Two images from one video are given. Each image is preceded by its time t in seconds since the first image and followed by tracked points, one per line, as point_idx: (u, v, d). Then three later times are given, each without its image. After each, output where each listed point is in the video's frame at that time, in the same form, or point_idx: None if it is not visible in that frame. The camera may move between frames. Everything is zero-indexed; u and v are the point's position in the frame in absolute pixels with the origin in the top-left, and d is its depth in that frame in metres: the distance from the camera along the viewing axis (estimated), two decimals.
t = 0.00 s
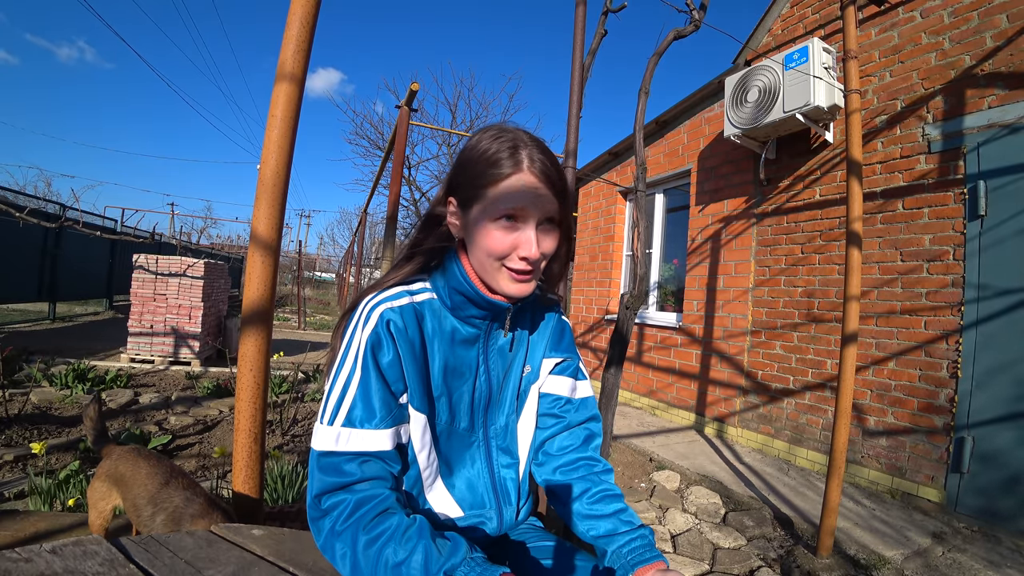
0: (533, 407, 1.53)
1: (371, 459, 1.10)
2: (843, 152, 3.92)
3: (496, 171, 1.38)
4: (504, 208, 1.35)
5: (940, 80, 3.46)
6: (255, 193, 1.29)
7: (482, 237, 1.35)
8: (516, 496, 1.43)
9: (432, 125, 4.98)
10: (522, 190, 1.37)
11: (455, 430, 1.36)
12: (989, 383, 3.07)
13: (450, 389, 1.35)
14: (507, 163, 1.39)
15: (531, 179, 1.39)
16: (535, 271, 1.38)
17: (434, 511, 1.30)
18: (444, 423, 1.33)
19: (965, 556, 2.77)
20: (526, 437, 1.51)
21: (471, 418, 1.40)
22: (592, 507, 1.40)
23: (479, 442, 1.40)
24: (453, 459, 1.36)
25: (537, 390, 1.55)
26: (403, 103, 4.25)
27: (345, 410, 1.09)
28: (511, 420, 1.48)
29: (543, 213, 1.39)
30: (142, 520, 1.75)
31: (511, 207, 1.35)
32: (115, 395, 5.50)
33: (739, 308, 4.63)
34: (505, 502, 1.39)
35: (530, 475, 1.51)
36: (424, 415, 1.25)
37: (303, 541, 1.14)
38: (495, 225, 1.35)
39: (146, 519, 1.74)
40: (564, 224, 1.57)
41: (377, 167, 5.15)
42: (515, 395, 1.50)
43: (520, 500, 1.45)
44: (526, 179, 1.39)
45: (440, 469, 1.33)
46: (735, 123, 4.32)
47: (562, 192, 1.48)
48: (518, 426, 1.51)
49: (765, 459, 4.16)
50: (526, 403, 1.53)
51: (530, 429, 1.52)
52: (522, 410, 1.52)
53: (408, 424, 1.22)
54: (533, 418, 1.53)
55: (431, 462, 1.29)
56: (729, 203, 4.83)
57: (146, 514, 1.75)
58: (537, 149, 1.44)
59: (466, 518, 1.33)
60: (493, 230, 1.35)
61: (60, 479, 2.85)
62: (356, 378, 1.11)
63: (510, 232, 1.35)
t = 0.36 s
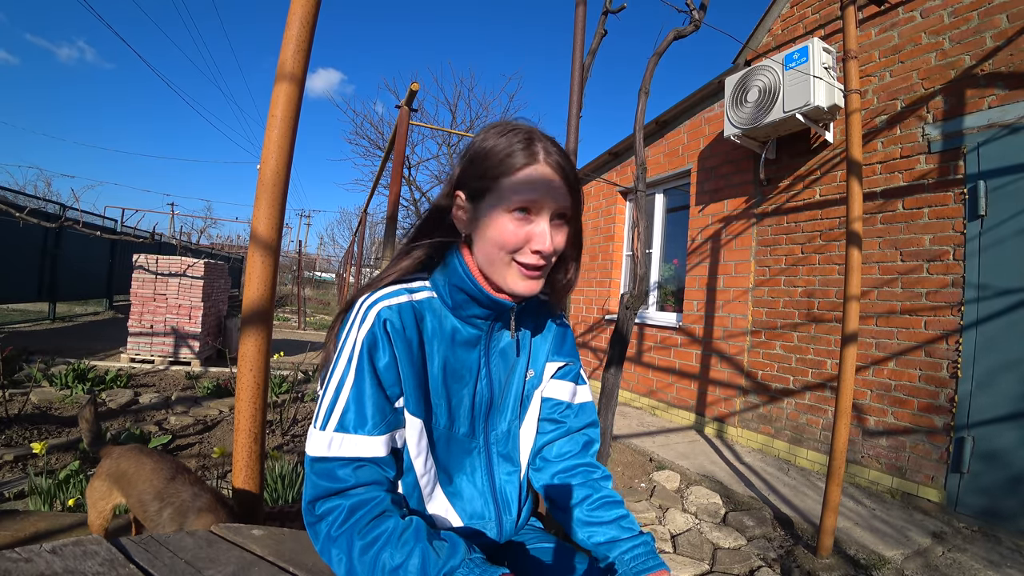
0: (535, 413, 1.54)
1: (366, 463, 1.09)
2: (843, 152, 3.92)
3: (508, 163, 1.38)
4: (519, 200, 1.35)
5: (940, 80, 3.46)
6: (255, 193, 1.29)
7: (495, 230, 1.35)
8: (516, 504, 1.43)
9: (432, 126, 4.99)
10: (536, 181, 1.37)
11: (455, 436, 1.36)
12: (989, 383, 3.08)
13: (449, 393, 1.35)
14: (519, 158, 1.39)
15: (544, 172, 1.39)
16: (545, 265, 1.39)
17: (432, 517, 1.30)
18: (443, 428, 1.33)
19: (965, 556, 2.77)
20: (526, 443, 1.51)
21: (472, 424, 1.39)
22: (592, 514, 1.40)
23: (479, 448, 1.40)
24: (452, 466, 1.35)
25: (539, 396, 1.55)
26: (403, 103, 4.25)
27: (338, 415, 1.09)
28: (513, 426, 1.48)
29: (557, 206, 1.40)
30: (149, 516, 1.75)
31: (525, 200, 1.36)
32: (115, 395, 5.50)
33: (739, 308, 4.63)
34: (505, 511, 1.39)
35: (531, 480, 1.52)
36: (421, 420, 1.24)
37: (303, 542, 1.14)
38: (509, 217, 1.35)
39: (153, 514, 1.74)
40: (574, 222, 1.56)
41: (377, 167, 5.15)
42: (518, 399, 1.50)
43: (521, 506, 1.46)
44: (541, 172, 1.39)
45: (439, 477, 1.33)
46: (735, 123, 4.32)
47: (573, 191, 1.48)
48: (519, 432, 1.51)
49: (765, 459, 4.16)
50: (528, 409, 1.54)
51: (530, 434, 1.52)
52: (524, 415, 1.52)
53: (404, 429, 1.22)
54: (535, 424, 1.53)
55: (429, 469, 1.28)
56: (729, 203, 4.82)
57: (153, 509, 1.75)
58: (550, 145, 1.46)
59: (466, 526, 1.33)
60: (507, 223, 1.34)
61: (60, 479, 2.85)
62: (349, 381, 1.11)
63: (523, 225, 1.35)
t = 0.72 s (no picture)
0: (526, 396, 1.52)
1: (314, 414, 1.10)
2: (843, 152, 3.92)
3: (485, 142, 1.40)
4: (498, 173, 1.38)
5: (940, 80, 3.46)
6: (255, 194, 1.29)
7: (474, 200, 1.38)
8: (506, 487, 1.42)
9: (431, 125, 4.99)
10: (514, 156, 1.39)
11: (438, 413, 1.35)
12: (989, 383, 3.08)
13: (430, 368, 1.35)
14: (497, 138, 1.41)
15: (521, 148, 1.42)
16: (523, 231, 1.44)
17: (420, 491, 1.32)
18: (423, 402, 1.33)
19: (965, 556, 2.77)
20: (516, 426, 1.49)
21: (456, 402, 1.37)
22: (638, 498, 1.40)
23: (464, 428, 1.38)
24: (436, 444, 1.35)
25: (530, 379, 1.53)
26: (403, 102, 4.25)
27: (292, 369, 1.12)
28: (501, 407, 1.46)
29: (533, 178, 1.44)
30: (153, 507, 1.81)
31: (503, 173, 1.38)
32: (116, 395, 5.50)
33: (739, 307, 4.63)
34: (495, 492, 1.39)
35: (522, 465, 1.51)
36: (394, 385, 1.28)
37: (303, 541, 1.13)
38: (488, 189, 1.38)
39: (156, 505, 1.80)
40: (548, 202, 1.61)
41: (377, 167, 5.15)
42: (506, 380, 1.49)
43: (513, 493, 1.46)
44: (518, 147, 1.41)
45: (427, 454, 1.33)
46: (735, 123, 4.32)
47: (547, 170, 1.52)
48: (510, 413, 1.48)
49: (765, 459, 4.16)
50: (519, 391, 1.51)
51: (521, 417, 1.50)
52: (514, 398, 1.50)
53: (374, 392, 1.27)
54: (526, 407, 1.51)
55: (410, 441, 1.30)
56: (729, 203, 4.82)
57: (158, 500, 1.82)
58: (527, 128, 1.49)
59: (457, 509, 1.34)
60: (485, 192, 1.37)
61: (60, 479, 2.85)
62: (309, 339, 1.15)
63: (500, 195, 1.38)
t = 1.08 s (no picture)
0: (535, 410, 1.54)
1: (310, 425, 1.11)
2: (843, 152, 3.92)
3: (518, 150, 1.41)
4: (533, 184, 1.38)
5: (940, 80, 3.46)
6: (255, 193, 1.29)
7: (508, 210, 1.37)
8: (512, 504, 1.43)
9: (431, 125, 4.99)
10: (548, 165, 1.41)
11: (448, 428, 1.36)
12: (989, 383, 3.07)
13: (442, 383, 1.37)
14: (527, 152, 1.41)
15: (556, 156, 1.44)
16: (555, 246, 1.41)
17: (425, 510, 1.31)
18: (433, 417, 1.34)
19: (965, 556, 2.77)
20: (524, 440, 1.51)
21: (466, 417, 1.39)
22: (600, 470, 1.55)
23: (474, 444, 1.40)
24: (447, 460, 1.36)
25: (539, 395, 1.56)
26: (403, 102, 4.25)
27: (295, 374, 1.13)
28: (511, 423, 1.47)
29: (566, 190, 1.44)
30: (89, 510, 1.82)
31: (538, 181, 1.39)
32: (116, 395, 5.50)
33: (739, 307, 4.63)
34: (502, 510, 1.39)
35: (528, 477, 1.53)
36: (403, 402, 1.27)
37: (303, 541, 1.13)
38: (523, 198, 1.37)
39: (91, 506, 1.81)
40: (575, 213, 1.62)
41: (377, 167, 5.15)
42: (516, 393, 1.50)
43: (517, 507, 1.46)
44: (552, 155, 1.43)
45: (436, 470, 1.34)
46: (735, 123, 4.32)
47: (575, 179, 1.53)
48: (519, 428, 1.50)
49: (764, 459, 4.16)
50: (528, 407, 1.53)
51: (529, 432, 1.52)
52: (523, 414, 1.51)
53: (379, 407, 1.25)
54: (534, 421, 1.53)
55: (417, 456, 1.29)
56: (729, 203, 4.82)
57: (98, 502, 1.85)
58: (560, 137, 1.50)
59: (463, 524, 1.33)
60: (519, 202, 1.37)
61: (60, 479, 2.85)
62: (314, 347, 1.16)
63: (536, 204, 1.38)
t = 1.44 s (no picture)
0: (534, 410, 1.53)
1: (346, 439, 1.14)
2: (843, 152, 3.92)
3: (487, 144, 1.44)
4: (502, 176, 1.41)
5: (940, 80, 3.46)
6: (255, 192, 1.29)
7: (478, 205, 1.39)
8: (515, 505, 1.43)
9: (431, 125, 4.99)
10: (517, 155, 1.43)
11: (448, 431, 1.36)
12: (988, 383, 3.07)
13: (441, 385, 1.37)
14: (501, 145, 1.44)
15: (526, 144, 1.45)
16: (534, 236, 1.42)
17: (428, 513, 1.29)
18: (433, 420, 1.33)
19: (965, 556, 2.77)
20: (523, 440, 1.51)
21: (466, 419, 1.39)
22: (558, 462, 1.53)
23: (475, 446, 1.39)
24: (448, 462, 1.35)
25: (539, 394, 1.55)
26: (403, 102, 4.25)
27: (319, 394, 1.12)
28: (511, 424, 1.47)
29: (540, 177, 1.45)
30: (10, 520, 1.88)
31: (506, 172, 1.41)
32: (116, 395, 5.50)
33: (739, 307, 4.63)
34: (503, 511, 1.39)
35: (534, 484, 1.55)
36: (404, 407, 1.26)
37: (303, 541, 1.14)
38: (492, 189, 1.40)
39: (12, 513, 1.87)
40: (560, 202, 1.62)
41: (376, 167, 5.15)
42: (515, 394, 1.50)
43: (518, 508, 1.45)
44: (520, 145, 1.45)
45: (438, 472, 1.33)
46: (735, 123, 4.31)
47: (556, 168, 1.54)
48: (519, 428, 1.50)
49: (764, 459, 4.16)
50: (528, 407, 1.53)
51: (528, 432, 1.52)
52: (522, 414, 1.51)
53: (384, 416, 1.24)
54: (533, 422, 1.52)
55: (418, 460, 1.28)
56: (729, 203, 4.82)
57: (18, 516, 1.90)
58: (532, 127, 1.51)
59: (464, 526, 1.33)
60: (489, 195, 1.39)
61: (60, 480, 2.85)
62: (333, 361, 1.15)
63: (506, 195, 1.40)
